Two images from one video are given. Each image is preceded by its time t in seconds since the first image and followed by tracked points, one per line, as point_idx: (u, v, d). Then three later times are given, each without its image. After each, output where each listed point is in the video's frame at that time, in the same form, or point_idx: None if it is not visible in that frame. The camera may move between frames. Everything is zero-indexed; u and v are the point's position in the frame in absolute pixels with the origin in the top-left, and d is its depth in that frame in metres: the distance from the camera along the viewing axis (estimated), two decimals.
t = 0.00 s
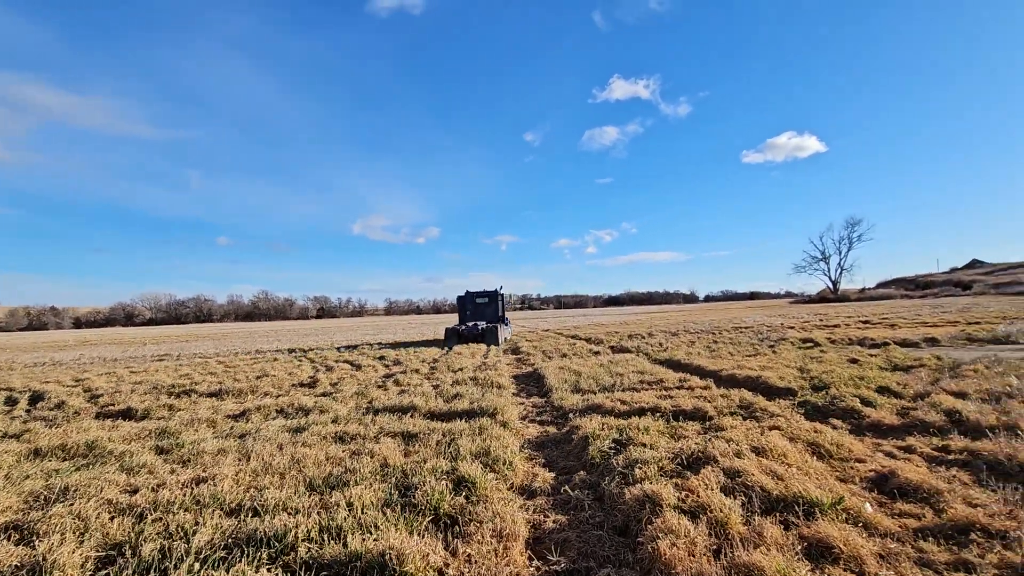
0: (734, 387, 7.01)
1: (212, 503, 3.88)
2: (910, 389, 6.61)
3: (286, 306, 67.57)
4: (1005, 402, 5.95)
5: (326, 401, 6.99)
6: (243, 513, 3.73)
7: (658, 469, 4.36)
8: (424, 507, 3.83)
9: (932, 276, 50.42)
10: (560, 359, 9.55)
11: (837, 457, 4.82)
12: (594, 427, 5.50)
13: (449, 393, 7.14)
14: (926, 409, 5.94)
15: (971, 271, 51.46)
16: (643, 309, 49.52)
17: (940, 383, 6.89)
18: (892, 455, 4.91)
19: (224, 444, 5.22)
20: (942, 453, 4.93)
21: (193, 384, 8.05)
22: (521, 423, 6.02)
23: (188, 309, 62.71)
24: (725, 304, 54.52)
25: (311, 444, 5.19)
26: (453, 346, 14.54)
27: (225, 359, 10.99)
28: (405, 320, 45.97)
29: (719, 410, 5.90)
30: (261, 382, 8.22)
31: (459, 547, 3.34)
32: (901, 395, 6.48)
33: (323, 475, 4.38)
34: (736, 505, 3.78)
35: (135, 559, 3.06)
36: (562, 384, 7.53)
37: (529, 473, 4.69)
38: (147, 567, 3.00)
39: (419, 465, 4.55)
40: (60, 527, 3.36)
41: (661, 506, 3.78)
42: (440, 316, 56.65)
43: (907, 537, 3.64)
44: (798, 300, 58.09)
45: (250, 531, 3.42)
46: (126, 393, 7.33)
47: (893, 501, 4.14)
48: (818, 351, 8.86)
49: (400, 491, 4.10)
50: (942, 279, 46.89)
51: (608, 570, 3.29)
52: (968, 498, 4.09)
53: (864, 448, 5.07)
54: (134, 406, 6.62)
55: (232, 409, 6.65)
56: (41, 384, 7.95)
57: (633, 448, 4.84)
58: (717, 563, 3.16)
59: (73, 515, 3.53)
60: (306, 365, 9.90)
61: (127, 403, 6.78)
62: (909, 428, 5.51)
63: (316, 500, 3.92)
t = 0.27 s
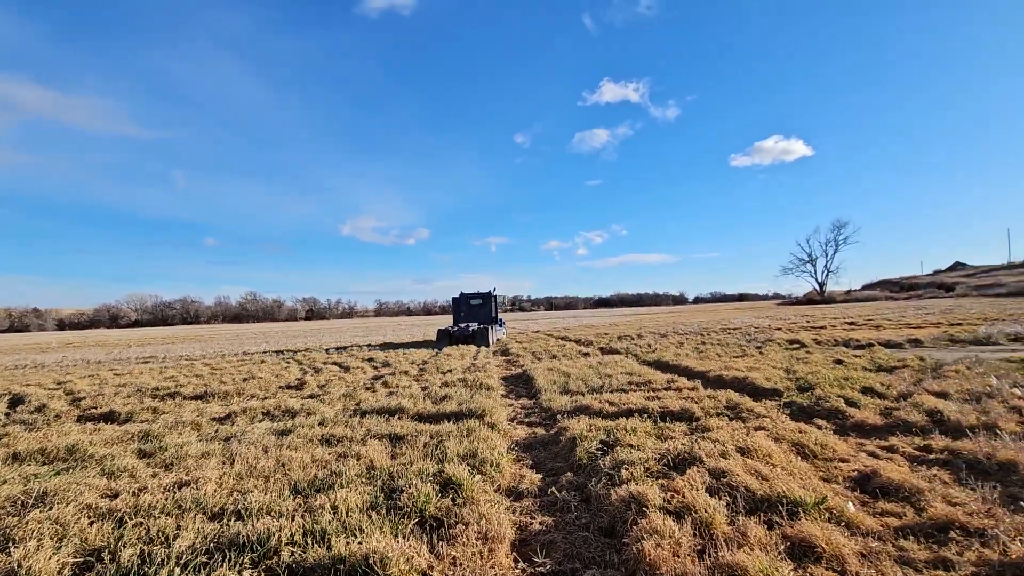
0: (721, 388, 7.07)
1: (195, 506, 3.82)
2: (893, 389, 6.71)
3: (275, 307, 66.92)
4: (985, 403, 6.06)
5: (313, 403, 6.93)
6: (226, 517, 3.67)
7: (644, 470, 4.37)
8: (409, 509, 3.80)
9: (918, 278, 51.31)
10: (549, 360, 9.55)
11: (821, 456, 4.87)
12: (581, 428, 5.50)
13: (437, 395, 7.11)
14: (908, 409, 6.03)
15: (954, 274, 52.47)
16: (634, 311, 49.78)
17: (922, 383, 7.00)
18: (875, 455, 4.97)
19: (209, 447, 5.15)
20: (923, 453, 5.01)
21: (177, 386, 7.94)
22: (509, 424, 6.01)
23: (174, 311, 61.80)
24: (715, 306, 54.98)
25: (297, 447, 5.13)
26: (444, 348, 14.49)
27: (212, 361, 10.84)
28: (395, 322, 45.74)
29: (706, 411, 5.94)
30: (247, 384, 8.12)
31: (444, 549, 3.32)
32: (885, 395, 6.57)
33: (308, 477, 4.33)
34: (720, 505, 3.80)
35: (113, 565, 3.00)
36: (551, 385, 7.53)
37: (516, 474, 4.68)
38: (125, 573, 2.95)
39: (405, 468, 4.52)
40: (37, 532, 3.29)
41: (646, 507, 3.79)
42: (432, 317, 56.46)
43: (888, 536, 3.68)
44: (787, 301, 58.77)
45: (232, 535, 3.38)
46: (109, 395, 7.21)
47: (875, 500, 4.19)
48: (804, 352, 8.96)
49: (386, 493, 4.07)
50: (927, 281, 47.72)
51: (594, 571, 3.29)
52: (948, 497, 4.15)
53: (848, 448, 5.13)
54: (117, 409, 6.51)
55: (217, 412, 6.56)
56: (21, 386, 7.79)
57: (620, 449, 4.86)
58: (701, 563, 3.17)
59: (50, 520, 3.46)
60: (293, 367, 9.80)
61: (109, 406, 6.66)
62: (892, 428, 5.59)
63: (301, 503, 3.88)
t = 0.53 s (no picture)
0: (711, 386, 7.15)
1: (184, 505, 3.81)
2: (879, 387, 6.82)
3: (266, 306, 66.34)
4: (967, 400, 6.19)
5: (304, 402, 6.91)
6: (215, 516, 3.66)
7: (633, 467, 4.42)
8: (399, 507, 3.82)
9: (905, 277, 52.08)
10: (541, 359, 9.59)
11: (807, 453, 4.95)
12: (571, 426, 5.54)
13: (428, 393, 7.11)
14: (893, 406, 6.13)
15: (940, 273, 53.32)
16: (627, 310, 50.04)
17: (907, 381, 7.12)
18: (860, 451, 5.06)
19: (198, 446, 5.13)
20: (906, 449, 5.11)
21: (166, 385, 7.87)
22: (500, 422, 6.04)
23: (163, 310, 61.03)
24: (707, 305, 55.40)
25: (287, 446, 5.12)
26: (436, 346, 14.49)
27: (201, 360, 10.76)
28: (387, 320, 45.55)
29: (695, 409, 6.00)
30: (237, 383, 8.08)
31: (434, 545, 3.33)
32: (871, 393, 6.68)
33: (299, 476, 4.33)
34: (707, 501, 3.86)
35: (102, 564, 2.99)
36: (542, 383, 7.57)
37: (507, 472, 4.70)
38: (114, 572, 2.94)
39: (396, 466, 4.53)
40: (24, 532, 3.26)
41: (634, 503, 3.84)
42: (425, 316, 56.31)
43: (870, 530, 3.76)
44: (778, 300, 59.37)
45: (222, 534, 3.37)
46: (96, 395, 7.14)
47: (858, 495, 4.27)
48: (793, 350, 9.07)
49: (376, 491, 4.08)
50: (914, 280, 48.45)
51: (582, 566, 3.33)
52: (929, 492, 4.24)
53: (833, 445, 5.21)
54: (105, 408, 6.44)
55: (206, 411, 6.52)
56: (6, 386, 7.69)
57: (609, 446, 4.90)
58: (687, 558, 3.22)
59: (38, 520, 3.43)
60: (284, 366, 9.75)
61: (97, 405, 6.59)
62: (877, 425, 5.69)
63: (291, 501, 3.88)
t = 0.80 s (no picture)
0: (699, 381, 7.25)
1: (176, 500, 3.83)
2: (863, 381, 6.96)
3: (259, 303, 65.88)
4: (949, 393, 6.33)
5: (295, 398, 6.94)
6: (208, 511, 3.69)
7: (621, 460, 4.50)
8: (391, 500, 3.86)
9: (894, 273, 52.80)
10: (532, 355, 9.66)
11: (791, 445, 5.06)
12: (561, 420, 5.62)
13: (420, 389, 7.16)
14: (877, 400, 6.26)
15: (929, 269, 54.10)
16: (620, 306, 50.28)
17: (891, 375, 7.26)
18: (843, 444, 5.18)
19: (190, 443, 5.14)
20: (888, 441, 5.23)
21: (156, 382, 7.84)
22: (491, 418, 6.10)
23: (153, 306, 60.37)
24: (700, 301, 55.81)
25: (279, 442, 5.15)
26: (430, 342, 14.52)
27: (191, 357, 10.70)
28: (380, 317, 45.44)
29: (683, 403, 6.10)
30: (228, 379, 8.07)
31: (425, 537, 3.39)
32: (855, 387, 6.81)
33: (290, 471, 4.37)
34: (693, 492, 3.95)
35: (95, 558, 3.02)
36: (533, 379, 7.63)
37: (497, 466, 4.76)
38: (108, 565, 2.97)
39: (387, 460, 4.58)
40: (16, 527, 3.28)
41: (621, 495, 3.92)
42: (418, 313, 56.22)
43: (850, 519, 3.87)
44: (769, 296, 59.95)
45: (215, 528, 3.40)
46: (85, 392, 7.10)
47: (840, 486, 4.38)
48: (780, 345, 9.21)
49: (368, 485, 4.12)
50: (902, 277, 49.16)
51: (570, 556, 3.41)
52: (907, 482, 4.37)
53: (817, 437, 5.33)
54: (94, 406, 6.42)
55: (196, 408, 6.52)
56: None
57: (598, 440, 4.98)
58: (672, 547, 3.30)
59: (29, 516, 3.45)
60: (275, 362, 9.75)
61: (86, 402, 6.57)
62: (860, 418, 5.81)
63: (283, 495, 3.92)
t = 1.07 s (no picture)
0: (686, 375, 7.39)
1: (167, 497, 3.88)
2: (845, 374, 7.14)
3: (248, 300, 65.32)
4: (926, 386, 6.52)
5: (286, 395, 6.97)
6: (200, 506, 3.74)
7: (607, 452, 4.61)
8: (381, 494, 3.93)
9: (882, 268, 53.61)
10: (522, 350, 9.75)
11: (773, 437, 5.20)
12: (549, 415, 5.72)
13: (410, 385, 7.22)
14: (857, 392, 6.44)
15: (915, 264, 55.01)
16: (612, 301, 50.58)
17: (872, 368, 7.45)
18: (823, 435, 5.33)
19: (180, 440, 5.18)
20: (866, 432, 5.40)
21: (144, 380, 7.82)
22: (481, 413, 6.19)
23: (140, 305, 59.59)
24: (691, 296, 56.30)
25: (270, 438, 5.20)
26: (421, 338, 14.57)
27: (179, 355, 10.66)
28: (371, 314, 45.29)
29: (669, 397, 6.23)
30: (217, 377, 8.07)
31: (414, 529, 3.47)
32: (837, 380, 6.98)
33: (281, 467, 4.42)
34: (675, 483, 4.07)
35: (88, 554, 3.06)
36: (522, 374, 7.73)
37: (486, 460, 4.86)
38: (101, 560, 3.02)
39: (377, 455, 4.65)
40: (8, 524, 3.31)
41: (606, 486, 4.03)
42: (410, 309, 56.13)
43: (826, 507, 4.01)
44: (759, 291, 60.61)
45: (207, 523, 3.45)
46: (73, 391, 7.07)
47: (818, 476, 4.53)
48: (766, 340, 9.39)
49: (358, 480, 4.19)
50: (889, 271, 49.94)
51: (556, 546, 3.51)
52: (883, 471, 4.52)
53: (798, 429, 5.48)
54: (82, 405, 6.40)
55: (186, 406, 6.53)
56: None
57: (585, 434, 5.09)
58: (654, 535, 3.41)
59: (21, 513, 3.47)
60: (264, 360, 9.74)
61: (74, 401, 6.55)
62: (840, 410, 5.98)
63: (274, 490, 3.98)
